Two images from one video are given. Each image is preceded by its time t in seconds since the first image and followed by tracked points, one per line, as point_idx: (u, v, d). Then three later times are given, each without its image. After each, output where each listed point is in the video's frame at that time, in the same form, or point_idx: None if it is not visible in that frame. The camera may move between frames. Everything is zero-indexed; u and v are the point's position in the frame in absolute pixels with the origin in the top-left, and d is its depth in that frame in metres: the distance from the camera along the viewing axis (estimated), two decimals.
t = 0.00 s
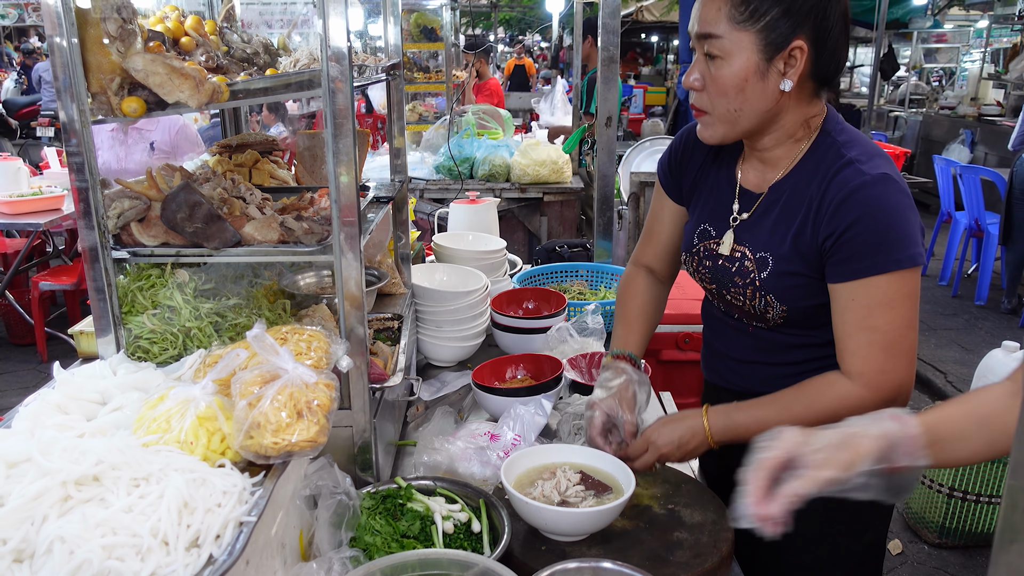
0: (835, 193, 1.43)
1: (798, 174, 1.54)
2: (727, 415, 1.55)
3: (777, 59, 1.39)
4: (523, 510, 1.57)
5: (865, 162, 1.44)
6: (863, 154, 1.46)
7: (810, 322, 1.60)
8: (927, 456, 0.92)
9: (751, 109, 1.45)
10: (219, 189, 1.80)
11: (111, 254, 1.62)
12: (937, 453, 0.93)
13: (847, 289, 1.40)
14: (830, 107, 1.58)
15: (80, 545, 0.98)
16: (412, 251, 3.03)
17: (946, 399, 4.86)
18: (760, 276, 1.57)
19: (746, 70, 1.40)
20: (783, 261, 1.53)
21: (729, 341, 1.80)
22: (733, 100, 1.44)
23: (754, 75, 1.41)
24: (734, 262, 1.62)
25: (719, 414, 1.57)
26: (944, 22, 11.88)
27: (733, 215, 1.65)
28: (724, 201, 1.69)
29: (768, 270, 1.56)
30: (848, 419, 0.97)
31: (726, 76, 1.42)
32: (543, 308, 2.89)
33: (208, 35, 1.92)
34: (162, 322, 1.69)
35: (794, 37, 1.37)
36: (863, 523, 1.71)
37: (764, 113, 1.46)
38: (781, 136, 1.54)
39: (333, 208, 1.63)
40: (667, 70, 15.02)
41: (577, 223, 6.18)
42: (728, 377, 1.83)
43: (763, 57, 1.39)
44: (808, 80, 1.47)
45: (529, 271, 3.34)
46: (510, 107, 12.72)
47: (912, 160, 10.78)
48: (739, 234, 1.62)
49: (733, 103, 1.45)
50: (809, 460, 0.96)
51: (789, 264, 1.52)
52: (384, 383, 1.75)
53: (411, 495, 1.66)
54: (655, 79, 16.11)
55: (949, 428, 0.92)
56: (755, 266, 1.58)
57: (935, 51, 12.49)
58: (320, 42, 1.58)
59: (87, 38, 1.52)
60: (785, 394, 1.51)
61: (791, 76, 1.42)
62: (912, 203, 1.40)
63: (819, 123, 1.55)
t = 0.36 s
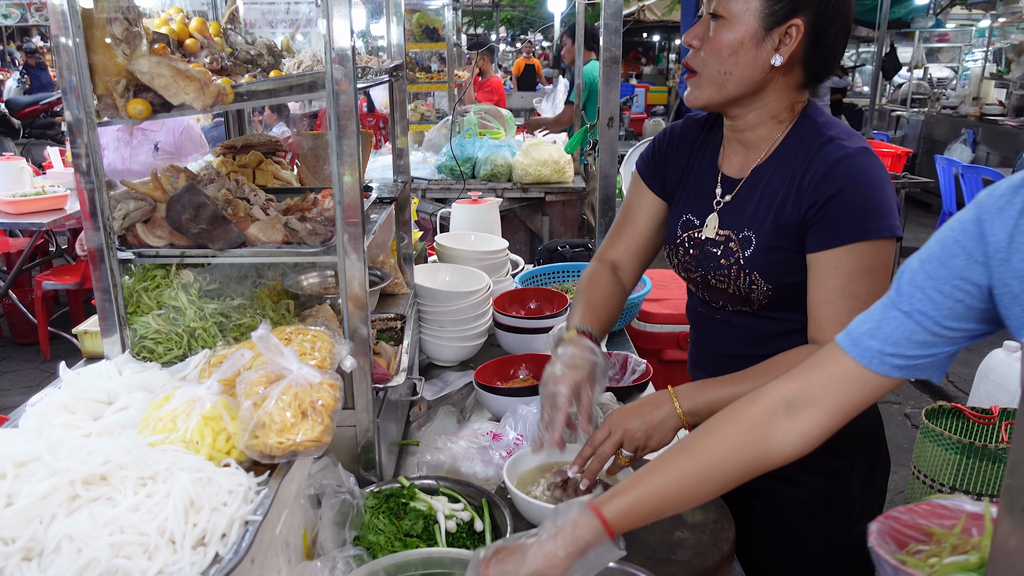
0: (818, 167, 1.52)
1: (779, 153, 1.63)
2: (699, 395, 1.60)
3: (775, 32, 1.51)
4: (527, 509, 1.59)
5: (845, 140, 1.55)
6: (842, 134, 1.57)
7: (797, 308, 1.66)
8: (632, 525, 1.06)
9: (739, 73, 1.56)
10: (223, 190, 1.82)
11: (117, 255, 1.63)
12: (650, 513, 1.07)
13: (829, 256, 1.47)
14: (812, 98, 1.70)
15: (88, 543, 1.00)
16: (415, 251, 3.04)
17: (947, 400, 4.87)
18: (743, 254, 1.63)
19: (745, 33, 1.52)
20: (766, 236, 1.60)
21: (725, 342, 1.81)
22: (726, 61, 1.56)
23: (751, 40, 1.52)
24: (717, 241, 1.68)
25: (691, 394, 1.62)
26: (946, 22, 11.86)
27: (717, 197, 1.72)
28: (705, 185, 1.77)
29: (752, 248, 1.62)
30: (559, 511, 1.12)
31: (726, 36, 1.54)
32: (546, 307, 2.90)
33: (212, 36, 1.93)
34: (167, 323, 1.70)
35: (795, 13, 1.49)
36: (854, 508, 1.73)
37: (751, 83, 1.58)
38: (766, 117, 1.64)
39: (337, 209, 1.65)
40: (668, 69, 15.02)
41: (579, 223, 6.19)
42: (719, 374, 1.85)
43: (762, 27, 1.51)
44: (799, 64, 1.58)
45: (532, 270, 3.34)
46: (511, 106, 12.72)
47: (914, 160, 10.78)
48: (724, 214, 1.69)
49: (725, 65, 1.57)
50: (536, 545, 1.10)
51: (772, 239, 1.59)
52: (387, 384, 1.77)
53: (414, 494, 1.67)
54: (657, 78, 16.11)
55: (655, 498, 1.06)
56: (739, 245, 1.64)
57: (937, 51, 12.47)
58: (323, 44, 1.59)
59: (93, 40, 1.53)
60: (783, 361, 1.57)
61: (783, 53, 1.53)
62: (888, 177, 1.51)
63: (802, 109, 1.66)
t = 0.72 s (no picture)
0: (767, 155, 1.62)
1: (731, 139, 1.72)
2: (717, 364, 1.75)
3: (734, 23, 1.60)
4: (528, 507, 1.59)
5: (793, 128, 1.65)
6: (790, 121, 1.68)
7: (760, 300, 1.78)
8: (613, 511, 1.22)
9: (694, 61, 1.66)
10: (225, 189, 1.82)
11: (120, 253, 1.63)
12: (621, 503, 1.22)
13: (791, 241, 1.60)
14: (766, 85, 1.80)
15: (91, 539, 1.01)
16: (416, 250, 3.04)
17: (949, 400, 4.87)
18: (692, 243, 1.74)
19: (704, 21, 1.61)
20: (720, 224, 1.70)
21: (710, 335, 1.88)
22: (684, 46, 1.65)
23: (710, 28, 1.61)
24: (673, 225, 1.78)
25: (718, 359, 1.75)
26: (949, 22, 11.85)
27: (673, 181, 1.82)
28: (662, 172, 1.88)
29: (700, 238, 1.73)
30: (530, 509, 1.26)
31: (686, 22, 1.63)
32: (547, 306, 2.91)
33: (215, 36, 1.93)
34: (170, 321, 1.71)
35: (754, 6, 1.58)
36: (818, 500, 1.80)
37: (707, 71, 1.68)
38: (718, 106, 1.75)
39: (339, 208, 1.65)
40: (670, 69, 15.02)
41: (581, 222, 6.20)
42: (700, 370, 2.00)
43: (722, 17, 1.60)
44: (754, 54, 1.68)
45: (533, 269, 3.35)
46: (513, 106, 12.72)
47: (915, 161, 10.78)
48: (678, 203, 1.78)
49: (683, 51, 1.66)
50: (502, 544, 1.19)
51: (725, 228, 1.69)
52: (390, 383, 1.79)
53: (415, 492, 1.68)
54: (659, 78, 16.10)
55: (616, 491, 1.22)
56: (688, 234, 1.75)
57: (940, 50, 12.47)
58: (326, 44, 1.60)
59: (96, 40, 1.54)
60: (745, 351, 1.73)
61: (740, 43, 1.63)
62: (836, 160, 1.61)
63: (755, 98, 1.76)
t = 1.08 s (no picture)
0: (710, 172, 1.66)
1: (677, 155, 1.75)
2: (680, 363, 1.80)
3: (666, 35, 1.63)
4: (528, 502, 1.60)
5: (732, 140, 1.68)
6: (732, 133, 1.71)
7: (718, 312, 1.82)
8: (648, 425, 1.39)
9: (626, 73, 1.70)
10: (228, 185, 1.83)
11: (123, 249, 1.65)
12: (681, 420, 1.44)
13: (739, 259, 1.64)
14: (711, 95, 1.83)
15: (94, 530, 1.01)
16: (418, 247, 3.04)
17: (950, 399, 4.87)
18: (645, 264, 1.79)
19: (635, 32, 1.64)
20: (671, 245, 1.74)
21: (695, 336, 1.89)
22: (615, 57, 1.68)
23: (640, 40, 1.64)
24: (627, 243, 1.82)
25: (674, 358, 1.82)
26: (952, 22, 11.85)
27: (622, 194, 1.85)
28: (609, 188, 1.92)
29: (652, 259, 1.77)
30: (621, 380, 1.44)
31: (616, 32, 1.66)
32: (548, 304, 2.91)
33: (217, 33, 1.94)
34: (172, 317, 1.72)
35: (684, 19, 1.61)
36: (800, 493, 1.80)
37: (638, 82, 1.71)
38: (658, 117, 1.80)
39: (342, 204, 1.66)
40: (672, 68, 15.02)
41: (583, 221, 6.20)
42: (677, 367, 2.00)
43: (653, 29, 1.63)
44: (689, 65, 1.72)
45: (534, 266, 3.36)
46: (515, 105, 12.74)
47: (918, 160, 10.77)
48: (627, 221, 1.83)
49: (614, 63, 1.69)
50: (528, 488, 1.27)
51: (676, 248, 1.73)
52: (391, 377, 1.81)
53: (416, 487, 1.69)
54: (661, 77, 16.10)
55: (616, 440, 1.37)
56: (641, 255, 1.79)
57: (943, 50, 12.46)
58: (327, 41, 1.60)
59: (99, 36, 1.54)
60: (721, 351, 1.75)
61: (672, 56, 1.67)
62: (779, 169, 1.64)
63: (695, 111, 1.80)
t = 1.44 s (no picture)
0: (667, 180, 1.68)
1: (637, 163, 1.78)
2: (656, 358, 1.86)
3: (611, 48, 1.68)
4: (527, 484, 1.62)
5: (688, 146, 1.69)
6: (686, 138, 1.72)
7: (693, 310, 1.84)
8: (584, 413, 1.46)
9: (577, 85, 1.73)
10: (232, 174, 1.85)
11: (128, 236, 1.68)
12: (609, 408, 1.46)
13: (703, 260, 1.65)
14: (669, 101, 1.85)
15: (102, 501, 1.04)
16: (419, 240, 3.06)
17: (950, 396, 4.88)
18: (614, 268, 1.83)
19: (581, 46, 1.68)
20: (637, 251, 1.77)
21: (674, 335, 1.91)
22: (566, 71, 1.72)
23: (588, 53, 1.69)
24: (597, 248, 1.86)
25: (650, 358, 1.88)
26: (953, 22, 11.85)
27: (590, 199, 1.88)
28: (577, 195, 1.95)
29: (620, 263, 1.82)
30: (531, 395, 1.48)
31: (563, 46, 1.70)
32: (548, 296, 2.93)
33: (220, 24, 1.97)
34: (176, 303, 1.75)
35: (628, 33, 1.67)
36: (794, 479, 1.83)
37: (591, 95, 1.75)
38: (617, 125, 1.83)
39: (344, 201, 1.69)
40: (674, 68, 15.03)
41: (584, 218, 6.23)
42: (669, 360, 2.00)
43: (600, 41, 1.67)
44: (640, 78, 1.77)
45: (534, 261, 3.38)
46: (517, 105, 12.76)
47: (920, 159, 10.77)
48: (593, 227, 1.88)
49: (565, 77, 1.73)
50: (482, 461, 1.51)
51: (643, 253, 1.76)
52: (391, 363, 1.85)
53: (417, 471, 1.71)
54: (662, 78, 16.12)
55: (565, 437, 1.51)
56: (610, 260, 1.84)
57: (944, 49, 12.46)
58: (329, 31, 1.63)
59: (104, 25, 1.57)
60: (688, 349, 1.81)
61: (620, 69, 1.71)
62: (737, 172, 1.65)
63: (650, 119, 1.82)
